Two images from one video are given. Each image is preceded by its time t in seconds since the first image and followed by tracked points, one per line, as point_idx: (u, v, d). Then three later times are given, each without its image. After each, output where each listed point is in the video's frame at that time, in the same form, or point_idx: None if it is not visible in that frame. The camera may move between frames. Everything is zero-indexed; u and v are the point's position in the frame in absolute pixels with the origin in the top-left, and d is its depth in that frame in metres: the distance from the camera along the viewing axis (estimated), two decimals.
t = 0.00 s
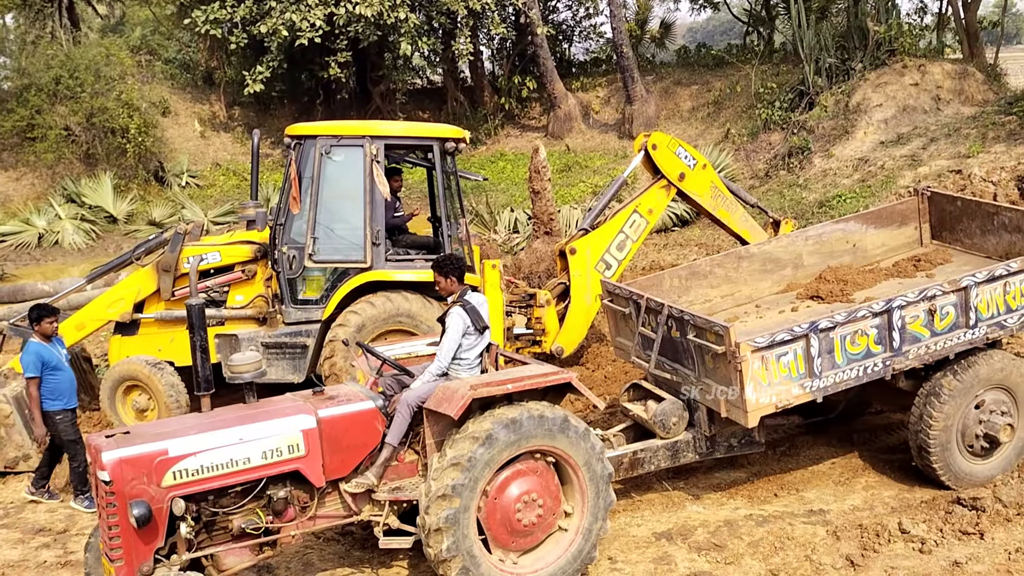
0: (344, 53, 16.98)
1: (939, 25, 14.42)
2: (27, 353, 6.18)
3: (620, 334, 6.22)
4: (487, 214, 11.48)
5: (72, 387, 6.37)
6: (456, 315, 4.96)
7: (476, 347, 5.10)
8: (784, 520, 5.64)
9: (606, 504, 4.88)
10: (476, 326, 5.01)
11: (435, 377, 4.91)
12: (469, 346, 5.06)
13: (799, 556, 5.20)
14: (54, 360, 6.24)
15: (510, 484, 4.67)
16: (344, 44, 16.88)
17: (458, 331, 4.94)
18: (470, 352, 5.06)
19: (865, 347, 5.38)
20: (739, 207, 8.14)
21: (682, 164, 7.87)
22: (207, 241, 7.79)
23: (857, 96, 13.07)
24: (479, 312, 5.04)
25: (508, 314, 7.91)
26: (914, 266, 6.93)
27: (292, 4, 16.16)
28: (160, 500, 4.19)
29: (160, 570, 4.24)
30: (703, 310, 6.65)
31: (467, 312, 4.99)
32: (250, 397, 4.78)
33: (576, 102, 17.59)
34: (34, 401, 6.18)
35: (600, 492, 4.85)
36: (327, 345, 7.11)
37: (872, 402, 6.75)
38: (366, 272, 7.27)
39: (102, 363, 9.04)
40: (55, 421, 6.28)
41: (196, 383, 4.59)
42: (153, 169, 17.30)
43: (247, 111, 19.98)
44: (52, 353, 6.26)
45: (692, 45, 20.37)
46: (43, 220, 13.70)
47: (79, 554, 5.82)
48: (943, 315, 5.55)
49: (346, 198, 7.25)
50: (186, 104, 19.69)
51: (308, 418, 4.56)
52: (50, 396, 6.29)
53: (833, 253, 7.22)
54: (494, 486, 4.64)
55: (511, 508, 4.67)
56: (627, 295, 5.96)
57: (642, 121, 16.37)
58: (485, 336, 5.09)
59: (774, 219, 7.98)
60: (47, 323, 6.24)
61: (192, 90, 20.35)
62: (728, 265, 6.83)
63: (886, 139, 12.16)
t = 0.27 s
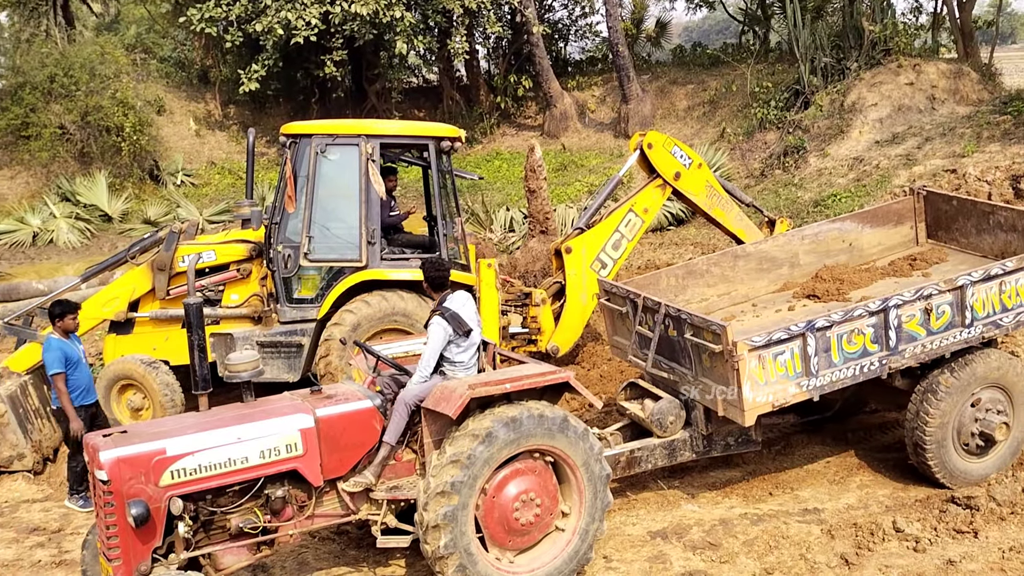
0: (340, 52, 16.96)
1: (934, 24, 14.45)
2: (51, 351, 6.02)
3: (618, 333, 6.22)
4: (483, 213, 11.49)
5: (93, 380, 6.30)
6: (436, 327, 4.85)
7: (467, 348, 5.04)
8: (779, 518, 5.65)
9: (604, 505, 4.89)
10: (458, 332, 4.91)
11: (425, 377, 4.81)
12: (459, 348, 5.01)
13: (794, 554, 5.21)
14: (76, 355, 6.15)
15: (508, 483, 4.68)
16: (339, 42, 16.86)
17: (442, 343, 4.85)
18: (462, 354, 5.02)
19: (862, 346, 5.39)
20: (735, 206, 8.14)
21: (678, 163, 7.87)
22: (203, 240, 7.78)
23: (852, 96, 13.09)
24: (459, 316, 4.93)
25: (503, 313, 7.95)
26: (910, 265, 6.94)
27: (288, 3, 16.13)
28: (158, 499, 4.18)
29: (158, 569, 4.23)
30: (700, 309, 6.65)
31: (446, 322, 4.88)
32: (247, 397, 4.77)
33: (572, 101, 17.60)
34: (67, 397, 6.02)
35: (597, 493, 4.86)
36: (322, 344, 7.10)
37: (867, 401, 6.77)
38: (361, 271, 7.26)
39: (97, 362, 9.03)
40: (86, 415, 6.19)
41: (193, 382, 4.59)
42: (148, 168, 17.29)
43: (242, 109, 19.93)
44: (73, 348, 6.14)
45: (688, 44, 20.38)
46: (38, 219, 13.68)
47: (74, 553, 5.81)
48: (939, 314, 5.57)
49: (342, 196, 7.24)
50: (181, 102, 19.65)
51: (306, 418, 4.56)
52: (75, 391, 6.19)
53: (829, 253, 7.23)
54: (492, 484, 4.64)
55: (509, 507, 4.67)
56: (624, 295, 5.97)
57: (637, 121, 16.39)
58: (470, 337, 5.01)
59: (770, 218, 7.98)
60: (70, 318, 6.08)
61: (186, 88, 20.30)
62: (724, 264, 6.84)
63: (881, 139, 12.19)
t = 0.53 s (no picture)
0: (335, 50, 16.94)
1: (928, 24, 14.48)
2: (81, 351, 5.83)
3: (612, 332, 6.23)
4: (478, 212, 11.49)
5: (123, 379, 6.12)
6: (423, 332, 4.83)
7: (458, 348, 5.03)
8: (773, 517, 5.67)
9: (598, 503, 4.90)
10: (447, 335, 4.90)
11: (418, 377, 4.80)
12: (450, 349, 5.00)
13: (787, 553, 5.22)
14: (106, 355, 5.97)
15: (502, 482, 4.68)
16: (335, 40, 16.83)
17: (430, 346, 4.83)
18: (453, 354, 5.01)
19: (855, 345, 5.40)
20: (729, 205, 8.15)
21: (673, 163, 7.88)
22: (197, 238, 7.76)
23: (847, 96, 13.12)
24: (446, 319, 4.91)
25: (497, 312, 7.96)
26: (903, 265, 6.96)
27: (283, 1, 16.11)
28: (152, 498, 4.17)
29: (152, 568, 4.22)
30: (694, 308, 6.66)
31: (433, 326, 4.86)
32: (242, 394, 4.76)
33: (567, 100, 17.60)
34: (101, 398, 5.83)
35: (591, 492, 4.86)
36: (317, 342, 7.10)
37: (860, 400, 6.79)
38: (356, 269, 7.25)
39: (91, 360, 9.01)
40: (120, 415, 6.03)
41: (187, 379, 4.59)
42: (143, 166, 17.28)
43: (237, 107, 19.89)
44: (103, 348, 5.96)
45: (683, 43, 20.40)
46: (32, 217, 13.66)
47: (67, 552, 5.80)
48: (933, 314, 5.59)
49: (336, 194, 7.22)
50: (175, 100, 19.60)
51: (300, 416, 4.55)
52: (106, 391, 6.01)
53: (823, 252, 7.25)
54: (486, 483, 4.64)
55: (503, 506, 4.67)
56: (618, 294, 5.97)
57: (632, 120, 16.41)
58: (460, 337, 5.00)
59: (764, 217, 8.00)
60: (101, 317, 5.89)
61: (181, 86, 20.25)
62: (719, 264, 6.85)
63: (876, 139, 12.22)
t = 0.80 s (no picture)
0: (331, 49, 16.92)
1: (924, 26, 14.50)
2: (109, 342, 5.80)
3: (607, 332, 6.23)
4: (474, 211, 11.49)
5: (151, 374, 6.03)
6: (422, 323, 4.85)
7: (453, 346, 5.04)
8: (767, 517, 5.68)
9: (591, 502, 4.90)
10: (444, 330, 4.90)
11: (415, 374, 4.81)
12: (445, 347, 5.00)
13: (781, 553, 5.23)
14: (135, 347, 5.89)
15: (495, 482, 4.68)
16: (331, 39, 16.81)
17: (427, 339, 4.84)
18: (448, 352, 5.02)
19: (849, 346, 5.41)
20: (725, 205, 8.15)
21: (668, 163, 7.88)
22: (192, 237, 7.74)
23: (842, 97, 13.13)
24: (444, 314, 4.93)
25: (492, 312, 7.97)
26: (897, 266, 6.97)
27: None
28: (144, 497, 4.16)
29: (143, 567, 4.21)
30: (689, 308, 6.67)
31: (432, 319, 4.87)
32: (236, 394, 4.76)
33: (563, 100, 17.60)
34: (119, 390, 5.76)
35: (585, 491, 4.86)
36: (312, 341, 7.11)
37: (855, 400, 6.80)
38: (352, 269, 7.24)
39: (85, 359, 8.99)
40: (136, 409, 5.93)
41: (180, 378, 4.59)
42: (138, 164, 17.26)
43: (233, 106, 19.86)
44: (133, 340, 5.90)
45: (679, 43, 20.41)
46: (26, 215, 13.63)
47: (61, 551, 5.78)
48: (927, 315, 5.60)
49: (332, 193, 7.21)
50: (171, 98, 19.56)
51: (293, 415, 4.55)
52: (129, 384, 5.94)
53: (818, 253, 7.26)
54: (479, 484, 4.64)
55: (497, 506, 4.67)
56: (613, 294, 5.97)
57: (628, 120, 16.41)
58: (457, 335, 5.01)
59: (759, 218, 8.00)
60: (133, 310, 5.82)
61: (177, 84, 20.20)
62: (714, 264, 6.85)
63: (871, 140, 12.23)
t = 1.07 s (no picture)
0: (329, 49, 16.91)
1: (921, 28, 14.52)
2: (139, 344, 5.71)
3: (604, 332, 6.23)
4: (472, 212, 11.49)
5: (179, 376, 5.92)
6: (432, 316, 4.94)
7: (457, 344, 5.09)
8: (764, 519, 5.68)
9: (589, 502, 4.91)
10: (451, 325, 5.01)
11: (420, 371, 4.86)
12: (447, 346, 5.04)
13: (778, 554, 5.23)
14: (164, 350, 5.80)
15: (493, 483, 4.67)
16: (329, 39, 16.80)
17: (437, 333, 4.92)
18: (450, 352, 5.05)
19: (846, 348, 5.41)
20: (722, 207, 8.16)
21: (666, 164, 7.88)
22: (190, 237, 7.71)
23: (840, 99, 13.15)
24: (452, 309, 5.04)
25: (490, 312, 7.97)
26: (895, 268, 6.98)
27: None
28: (141, 497, 4.15)
29: (141, 567, 4.20)
30: (687, 309, 6.67)
31: (441, 312, 4.98)
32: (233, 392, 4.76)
33: (561, 101, 17.61)
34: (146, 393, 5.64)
35: (582, 492, 4.87)
36: (309, 341, 7.11)
37: (852, 402, 6.81)
38: (349, 269, 7.23)
39: (82, 358, 8.98)
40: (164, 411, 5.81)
41: (179, 378, 4.59)
42: (135, 163, 17.26)
43: (230, 105, 19.84)
44: (161, 343, 5.80)
45: (677, 45, 20.42)
46: (23, 214, 13.62)
47: (57, 551, 5.77)
48: (923, 317, 5.60)
49: (329, 194, 7.21)
50: (168, 98, 19.54)
51: (291, 416, 4.54)
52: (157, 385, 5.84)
53: (815, 254, 7.27)
54: (476, 484, 4.64)
55: (494, 507, 4.67)
56: (611, 295, 5.98)
57: (626, 121, 16.42)
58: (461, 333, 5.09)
59: (757, 219, 8.01)
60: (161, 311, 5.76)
61: (174, 84, 20.18)
62: (711, 265, 6.85)
63: (869, 141, 12.25)
